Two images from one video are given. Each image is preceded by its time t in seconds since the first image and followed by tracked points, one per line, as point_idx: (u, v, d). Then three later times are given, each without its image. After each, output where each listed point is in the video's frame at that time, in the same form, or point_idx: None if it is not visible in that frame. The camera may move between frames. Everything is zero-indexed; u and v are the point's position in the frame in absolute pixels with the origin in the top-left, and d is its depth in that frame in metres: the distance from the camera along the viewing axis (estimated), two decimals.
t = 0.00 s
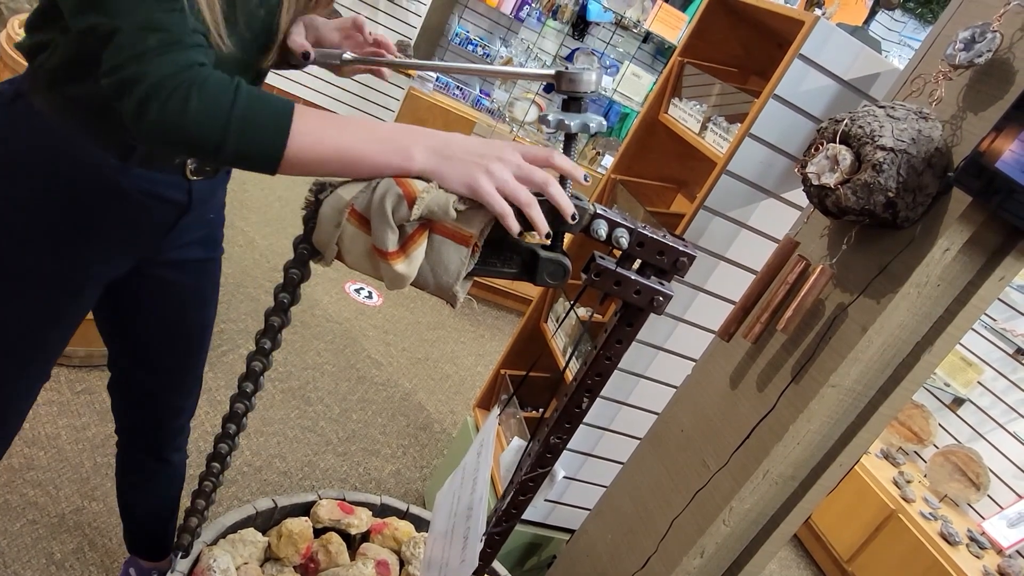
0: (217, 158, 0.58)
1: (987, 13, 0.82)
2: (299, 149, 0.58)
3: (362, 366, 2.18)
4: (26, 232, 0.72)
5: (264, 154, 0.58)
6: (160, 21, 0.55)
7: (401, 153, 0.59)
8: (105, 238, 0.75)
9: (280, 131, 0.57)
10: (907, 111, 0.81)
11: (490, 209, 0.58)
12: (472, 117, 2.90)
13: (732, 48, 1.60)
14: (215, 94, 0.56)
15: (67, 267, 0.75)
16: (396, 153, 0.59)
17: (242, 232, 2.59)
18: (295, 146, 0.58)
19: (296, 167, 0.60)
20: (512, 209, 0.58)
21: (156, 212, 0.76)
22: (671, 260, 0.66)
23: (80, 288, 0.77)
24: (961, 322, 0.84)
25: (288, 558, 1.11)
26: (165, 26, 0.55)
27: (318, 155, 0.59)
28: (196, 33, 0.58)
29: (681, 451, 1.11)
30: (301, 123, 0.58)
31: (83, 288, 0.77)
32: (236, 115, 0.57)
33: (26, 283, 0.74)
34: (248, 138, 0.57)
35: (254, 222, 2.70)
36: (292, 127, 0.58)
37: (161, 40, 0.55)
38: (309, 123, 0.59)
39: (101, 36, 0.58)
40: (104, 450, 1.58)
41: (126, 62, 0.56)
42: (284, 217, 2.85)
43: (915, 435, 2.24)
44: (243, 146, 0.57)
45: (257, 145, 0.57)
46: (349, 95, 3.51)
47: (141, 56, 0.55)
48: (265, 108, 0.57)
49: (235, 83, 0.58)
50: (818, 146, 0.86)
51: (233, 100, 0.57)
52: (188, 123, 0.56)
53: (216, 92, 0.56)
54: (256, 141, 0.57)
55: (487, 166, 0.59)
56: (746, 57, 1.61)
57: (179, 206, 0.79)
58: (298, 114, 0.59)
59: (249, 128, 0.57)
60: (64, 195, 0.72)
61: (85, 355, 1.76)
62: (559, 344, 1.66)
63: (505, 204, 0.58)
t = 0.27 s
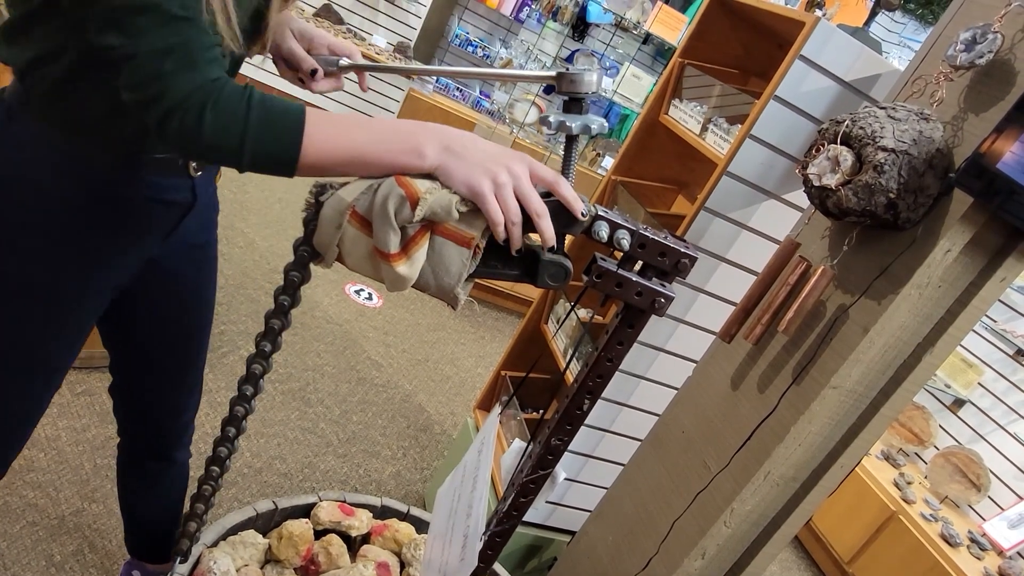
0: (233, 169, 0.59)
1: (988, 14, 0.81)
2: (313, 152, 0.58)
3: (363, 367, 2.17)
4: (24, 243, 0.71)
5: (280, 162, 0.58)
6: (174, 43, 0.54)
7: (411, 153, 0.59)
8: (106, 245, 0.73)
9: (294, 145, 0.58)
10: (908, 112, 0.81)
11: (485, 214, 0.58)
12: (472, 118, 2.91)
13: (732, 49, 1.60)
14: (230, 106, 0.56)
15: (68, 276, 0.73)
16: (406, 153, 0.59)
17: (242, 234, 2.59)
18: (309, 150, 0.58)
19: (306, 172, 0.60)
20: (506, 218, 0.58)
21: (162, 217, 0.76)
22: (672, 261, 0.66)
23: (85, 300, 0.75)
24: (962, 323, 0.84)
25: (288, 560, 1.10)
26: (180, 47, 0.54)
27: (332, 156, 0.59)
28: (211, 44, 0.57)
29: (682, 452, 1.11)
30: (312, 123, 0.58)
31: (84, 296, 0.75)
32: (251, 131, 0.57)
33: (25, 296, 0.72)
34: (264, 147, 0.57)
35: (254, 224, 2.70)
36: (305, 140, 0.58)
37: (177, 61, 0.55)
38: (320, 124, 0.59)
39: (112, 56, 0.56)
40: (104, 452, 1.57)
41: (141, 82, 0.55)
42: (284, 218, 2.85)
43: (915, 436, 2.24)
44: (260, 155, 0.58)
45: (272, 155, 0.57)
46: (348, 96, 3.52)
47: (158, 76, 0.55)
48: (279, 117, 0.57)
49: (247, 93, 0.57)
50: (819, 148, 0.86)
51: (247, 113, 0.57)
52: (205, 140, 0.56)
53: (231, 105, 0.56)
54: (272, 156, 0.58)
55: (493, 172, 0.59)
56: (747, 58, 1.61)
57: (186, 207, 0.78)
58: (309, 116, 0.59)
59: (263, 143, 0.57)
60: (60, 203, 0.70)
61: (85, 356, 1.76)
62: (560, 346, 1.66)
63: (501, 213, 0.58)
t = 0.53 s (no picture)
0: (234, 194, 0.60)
1: (988, 16, 0.81)
2: (313, 173, 0.58)
3: (362, 369, 2.17)
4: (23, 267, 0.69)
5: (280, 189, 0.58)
6: (181, 80, 0.55)
7: (412, 161, 0.59)
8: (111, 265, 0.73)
9: (293, 169, 0.58)
10: (909, 113, 0.81)
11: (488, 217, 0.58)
12: (472, 120, 2.91)
13: (732, 51, 1.60)
14: (231, 138, 0.56)
15: (71, 299, 0.72)
16: (406, 160, 0.59)
17: (242, 236, 2.59)
18: (309, 171, 0.58)
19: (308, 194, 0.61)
20: (509, 220, 0.58)
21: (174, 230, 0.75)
22: (673, 263, 0.66)
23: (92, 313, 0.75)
24: (963, 324, 0.83)
25: (288, 563, 1.10)
26: (188, 85, 0.55)
27: (332, 176, 0.59)
28: (221, 85, 0.57)
29: (682, 455, 1.10)
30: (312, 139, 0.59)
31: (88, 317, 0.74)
32: (250, 159, 0.57)
33: (29, 320, 0.71)
34: (264, 177, 0.58)
35: (253, 226, 2.70)
36: (306, 162, 0.58)
37: (180, 98, 0.55)
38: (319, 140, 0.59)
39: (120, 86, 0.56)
40: (103, 454, 1.57)
41: (146, 113, 0.55)
42: (284, 220, 2.85)
43: (915, 437, 2.24)
44: (260, 184, 0.58)
45: (271, 183, 0.58)
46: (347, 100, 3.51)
47: (162, 111, 0.55)
48: (280, 146, 0.57)
49: (244, 118, 0.57)
50: (819, 150, 0.86)
51: (245, 140, 0.57)
52: (206, 170, 0.57)
53: (231, 137, 0.56)
54: (271, 184, 0.58)
55: (494, 175, 0.58)
56: (747, 60, 1.61)
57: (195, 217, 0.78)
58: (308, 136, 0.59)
59: (263, 170, 0.58)
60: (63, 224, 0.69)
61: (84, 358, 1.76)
62: (560, 348, 1.66)
63: (503, 216, 0.58)
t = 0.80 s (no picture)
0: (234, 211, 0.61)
1: (988, 17, 0.81)
2: (313, 186, 0.59)
3: (361, 370, 2.17)
4: (25, 274, 0.71)
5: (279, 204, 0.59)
6: (177, 100, 0.55)
7: (411, 165, 0.59)
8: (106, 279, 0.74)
9: (293, 184, 0.59)
10: (909, 114, 0.81)
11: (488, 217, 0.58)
12: (471, 121, 2.90)
13: (731, 51, 1.59)
14: (228, 157, 0.57)
15: (77, 310, 0.74)
16: (406, 166, 0.59)
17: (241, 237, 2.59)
18: (309, 185, 0.59)
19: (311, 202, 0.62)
20: (509, 220, 0.58)
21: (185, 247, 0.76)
22: (673, 265, 0.66)
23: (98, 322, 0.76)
24: (963, 325, 0.83)
25: (287, 565, 1.10)
26: (183, 106, 0.55)
27: (332, 187, 0.59)
28: (219, 105, 0.57)
29: (682, 457, 1.10)
30: (312, 152, 0.60)
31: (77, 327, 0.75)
32: (251, 176, 0.58)
33: (35, 329, 0.73)
34: (264, 194, 0.59)
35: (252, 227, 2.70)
36: (305, 175, 0.59)
37: (177, 119, 0.55)
38: (318, 151, 0.60)
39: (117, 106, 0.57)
40: (102, 456, 1.57)
41: (143, 134, 0.56)
42: (283, 221, 2.85)
43: (915, 438, 2.24)
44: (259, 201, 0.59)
45: (270, 199, 0.59)
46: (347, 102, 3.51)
47: (157, 130, 0.55)
48: (278, 163, 0.58)
49: (242, 135, 0.58)
50: (818, 151, 0.86)
51: (244, 158, 0.58)
52: (206, 189, 0.58)
53: (228, 155, 0.57)
54: (271, 200, 0.59)
55: (493, 176, 0.58)
56: (746, 61, 1.61)
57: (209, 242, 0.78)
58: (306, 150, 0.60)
59: (263, 186, 0.58)
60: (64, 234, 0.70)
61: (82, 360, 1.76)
62: (559, 350, 1.66)
63: (504, 215, 0.57)
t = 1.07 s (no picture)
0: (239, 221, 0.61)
1: (988, 17, 0.81)
2: (315, 190, 0.59)
3: (361, 372, 2.17)
4: (52, 280, 0.75)
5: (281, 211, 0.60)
6: (184, 112, 0.57)
7: (410, 168, 0.60)
8: (117, 290, 0.76)
9: (296, 192, 0.59)
10: (908, 115, 0.81)
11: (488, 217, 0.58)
12: (471, 122, 2.90)
13: (730, 52, 1.59)
14: (230, 167, 0.58)
15: (94, 320, 0.77)
16: (407, 169, 0.60)
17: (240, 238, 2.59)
18: (311, 191, 0.59)
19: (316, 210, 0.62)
20: (510, 220, 0.58)
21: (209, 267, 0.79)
22: (674, 266, 0.66)
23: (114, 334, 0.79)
24: (963, 326, 0.83)
25: (287, 567, 1.10)
26: (190, 118, 0.57)
27: (333, 190, 0.59)
28: (226, 118, 0.59)
29: (682, 458, 1.10)
30: (313, 151, 0.59)
31: (89, 338, 0.78)
32: (252, 187, 0.58)
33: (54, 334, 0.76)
34: (265, 203, 0.59)
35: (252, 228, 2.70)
36: (306, 180, 0.59)
37: (183, 130, 0.57)
38: (320, 150, 0.59)
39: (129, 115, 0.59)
40: (102, 457, 1.57)
41: (151, 144, 0.57)
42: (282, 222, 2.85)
43: (915, 439, 2.24)
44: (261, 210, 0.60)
45: (272, 207, 0.60)
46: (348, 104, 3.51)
47: (164, 142, 0.57)
48: (279, 172, 0.58)
49: (245, 145, 0.58)
50: (818, 152, 0.86)
51: (247, 168, 0.58)
52: (209, 199, 0.58)
53: (231, 166, 0.58)
54: (272, 208, 0.60)
55: (494, 176, 0.59)
56: (746, 62, 1.61)
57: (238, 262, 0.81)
58: (309, 152, 0.59)
59: (265, 196, 0.59)
60: (81, 244, 0.74)
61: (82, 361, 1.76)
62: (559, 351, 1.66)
63: (504, 215, 0.58)
